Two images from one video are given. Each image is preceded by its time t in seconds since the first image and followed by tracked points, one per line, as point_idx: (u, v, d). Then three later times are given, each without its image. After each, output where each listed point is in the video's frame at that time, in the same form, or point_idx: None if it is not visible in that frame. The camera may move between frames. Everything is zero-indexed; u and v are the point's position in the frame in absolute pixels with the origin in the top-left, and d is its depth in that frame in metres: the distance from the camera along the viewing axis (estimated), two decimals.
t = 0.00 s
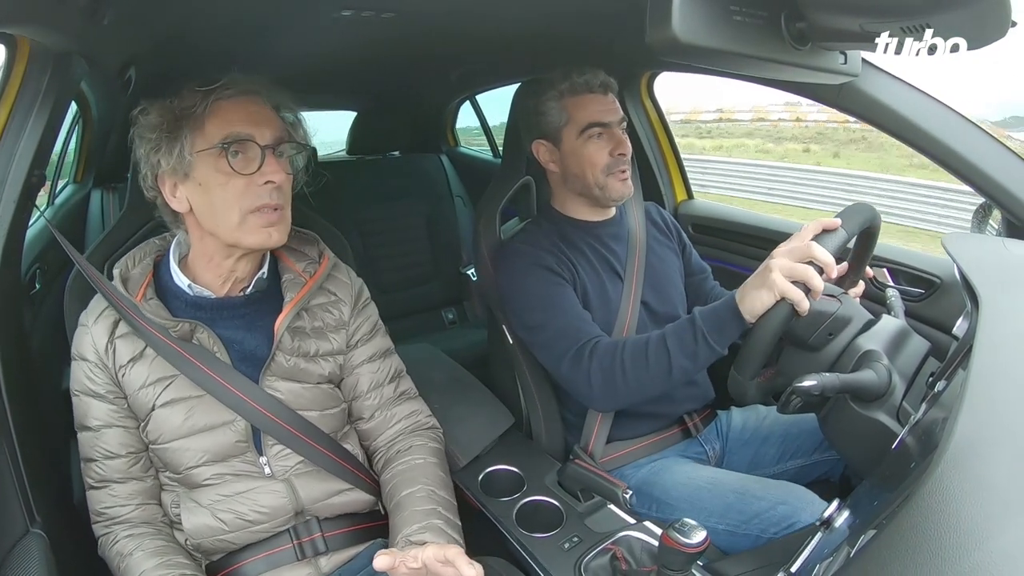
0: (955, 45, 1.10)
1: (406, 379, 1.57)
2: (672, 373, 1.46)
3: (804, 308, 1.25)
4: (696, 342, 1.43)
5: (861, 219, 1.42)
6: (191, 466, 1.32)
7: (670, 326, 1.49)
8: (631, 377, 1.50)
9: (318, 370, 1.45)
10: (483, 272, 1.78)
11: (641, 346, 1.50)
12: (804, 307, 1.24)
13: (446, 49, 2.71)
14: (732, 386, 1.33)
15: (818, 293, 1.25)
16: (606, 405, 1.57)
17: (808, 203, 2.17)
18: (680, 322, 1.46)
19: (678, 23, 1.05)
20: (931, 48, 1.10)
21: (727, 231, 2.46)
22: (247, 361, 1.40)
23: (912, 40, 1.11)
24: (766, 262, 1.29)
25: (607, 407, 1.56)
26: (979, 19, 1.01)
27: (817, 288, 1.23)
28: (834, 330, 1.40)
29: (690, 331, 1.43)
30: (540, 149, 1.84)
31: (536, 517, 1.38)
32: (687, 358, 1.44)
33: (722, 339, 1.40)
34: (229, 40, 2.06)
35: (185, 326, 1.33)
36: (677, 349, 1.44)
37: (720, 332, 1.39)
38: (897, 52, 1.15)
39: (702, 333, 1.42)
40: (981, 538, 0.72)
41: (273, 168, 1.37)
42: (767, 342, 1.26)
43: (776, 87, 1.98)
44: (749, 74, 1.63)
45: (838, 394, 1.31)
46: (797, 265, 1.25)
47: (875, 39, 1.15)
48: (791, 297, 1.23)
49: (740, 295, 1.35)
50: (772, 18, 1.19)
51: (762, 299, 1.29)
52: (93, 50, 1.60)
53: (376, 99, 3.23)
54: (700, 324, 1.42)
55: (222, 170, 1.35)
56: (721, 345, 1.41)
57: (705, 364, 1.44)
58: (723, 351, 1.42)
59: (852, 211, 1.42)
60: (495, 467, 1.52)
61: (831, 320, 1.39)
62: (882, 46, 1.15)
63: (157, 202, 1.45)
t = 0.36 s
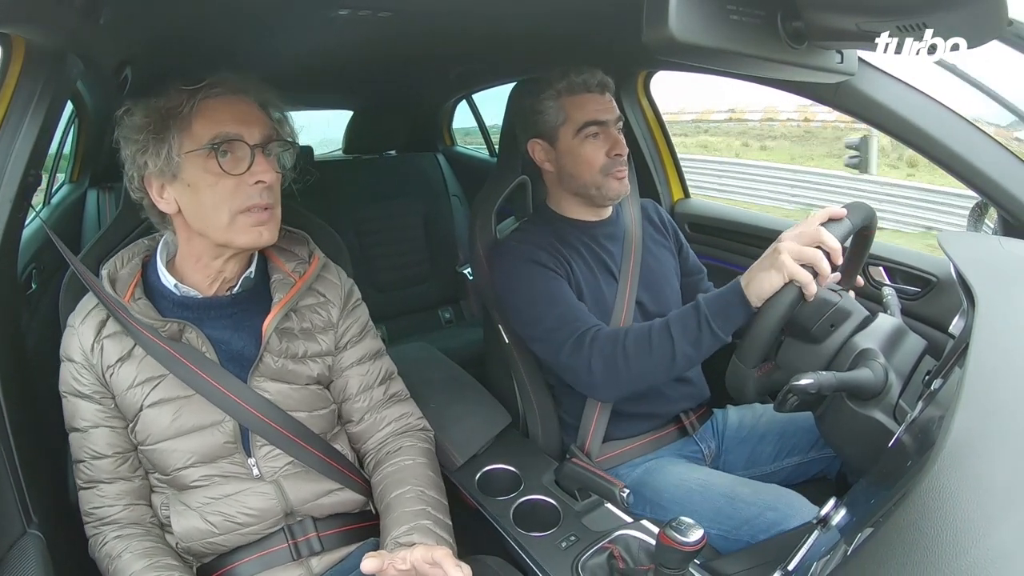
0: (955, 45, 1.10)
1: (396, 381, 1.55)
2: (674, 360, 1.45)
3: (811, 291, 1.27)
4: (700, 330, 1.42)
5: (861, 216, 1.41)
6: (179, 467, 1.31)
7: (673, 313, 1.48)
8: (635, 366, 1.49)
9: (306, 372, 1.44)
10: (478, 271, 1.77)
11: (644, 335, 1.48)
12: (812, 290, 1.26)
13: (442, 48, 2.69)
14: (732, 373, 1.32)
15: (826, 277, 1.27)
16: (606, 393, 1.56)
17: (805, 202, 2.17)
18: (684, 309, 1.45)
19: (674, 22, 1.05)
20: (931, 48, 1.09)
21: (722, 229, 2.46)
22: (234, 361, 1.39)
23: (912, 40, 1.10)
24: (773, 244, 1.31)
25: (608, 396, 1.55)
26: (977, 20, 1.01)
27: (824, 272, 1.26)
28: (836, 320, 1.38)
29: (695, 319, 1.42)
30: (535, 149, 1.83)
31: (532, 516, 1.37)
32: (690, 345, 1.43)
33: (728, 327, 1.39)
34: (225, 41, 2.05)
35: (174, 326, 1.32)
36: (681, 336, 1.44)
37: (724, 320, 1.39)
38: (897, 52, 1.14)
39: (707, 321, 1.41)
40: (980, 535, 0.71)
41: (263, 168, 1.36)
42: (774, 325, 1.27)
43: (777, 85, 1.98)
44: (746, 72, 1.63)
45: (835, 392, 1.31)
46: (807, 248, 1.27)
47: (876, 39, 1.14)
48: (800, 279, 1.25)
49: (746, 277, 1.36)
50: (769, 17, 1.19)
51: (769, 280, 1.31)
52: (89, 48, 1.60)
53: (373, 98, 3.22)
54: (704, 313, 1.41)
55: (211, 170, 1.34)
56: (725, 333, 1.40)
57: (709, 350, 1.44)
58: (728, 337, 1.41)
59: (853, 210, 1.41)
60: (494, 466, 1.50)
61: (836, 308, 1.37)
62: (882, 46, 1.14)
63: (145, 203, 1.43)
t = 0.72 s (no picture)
0: (956, 45, 1.09)
1: (381, 388, 1.52)
2: (674, 351, 1.44)
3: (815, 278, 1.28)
4: (700, 319, 1.42)
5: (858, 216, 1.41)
6: (155, 465, 1.30)
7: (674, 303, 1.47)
8: (633, 356, 1.48)
9: (285, 373, 1.42)
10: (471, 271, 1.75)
11: (644, 324, 1.47)
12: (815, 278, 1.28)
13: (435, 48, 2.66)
14: (732, 362, 1.29)
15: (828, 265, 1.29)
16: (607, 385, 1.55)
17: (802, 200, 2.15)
18: (685, 299, 1.44)
19: (669, 20, 1.04)
20: (931, 47, 1.09)
21: (720, 227, 2.44)
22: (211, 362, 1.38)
23: (912, 39, 1.09)
24: (776, 232, 1.32)
25: (608, 388, 1.54)
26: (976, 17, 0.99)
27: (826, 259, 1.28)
28: (835, 313, 1.36)
29: (696, 309, 1.42)
30: (530, 148, 1.81)
31: (528, 516, 1.36)
32: (690, 334, 1.42)
33: (730, 315, 1.39)
34: (218, 40, 2.02)
35: (157, 316, 1.32)
36: (681, 325, 1.43)
37: (726, 305, 1.39)
38: (898, 51, 1.13)
39: (707, 308, 1.41)
40: (975, 532, 0.70)
41: (253, 172, 1.34)
42: (779, 309, 1.25)
43: (777, 85, 1.92)
44: (743, 70, 1.61)
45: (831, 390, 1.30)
46: (811, 235, 1.28)
47: (876, 38, 1.13)
48: (805, 266, 1.26)
49: (751, 264, 1.36)
50: (764, 15, 1.17)
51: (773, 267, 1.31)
52: (82, 46, 1.58)
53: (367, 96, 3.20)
54: (705, 301, 1.40)
55: (200, 172, 1.32)
56: (726, 322, 1.40)
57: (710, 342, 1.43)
58: (729, 328, 1.41)
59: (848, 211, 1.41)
60: (488, 465, 1.50)
61: (836, 300, 1.35)
62: (882, 46, 1.13)
63: (128, 203, 1.41)
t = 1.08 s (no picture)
0: (956, 45, 1.07)
1: (381, 389, 1.52)
2: (699, 316, 1.41)
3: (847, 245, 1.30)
4: (727, 284, 1.39)
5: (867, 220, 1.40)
6: (155, 463, 1.30)
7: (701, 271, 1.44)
8: (656, 318, 1.44)
9: (287, 371, 1.42)
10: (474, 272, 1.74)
11: (669, 288, 1.44)
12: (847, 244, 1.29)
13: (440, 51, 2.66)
14: (758, 322, 1.24)
15: (860, 236, 1.32)
16: (624, 352, 1.50)
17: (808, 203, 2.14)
18: (714, 265, 1.41)
19: (675, 23, 1.03)
20: (930, 48, 1.08)
21: (725, 229, 2.43)
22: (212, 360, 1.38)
23: (913, 40, 1.09)
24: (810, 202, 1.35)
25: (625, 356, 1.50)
26: (984, 21, 0.98)
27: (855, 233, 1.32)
28: (853, 299, 1.35)
29: (724, 274, 1.39)
30: (535, 146, 1.79)
31: (531, 518, 1.35)
32: (716, 300, 1.39)
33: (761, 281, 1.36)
34: (223, 44, 2.03)
35: (160, 314, 1.33)
36: (708, 291, 1.40)
37: (756, 269, 1.36)
38: (897, 51, 1.13)
39: (736, 274, 1.38)
40: (978, 536, 0.70)
41: (257, 168, 1.34)
42: (808, 276, 1.25)
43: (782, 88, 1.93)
44: (749, 73, 1.62)
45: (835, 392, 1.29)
46: (845, 208, 1.33)
47: (876, 38, 1.13)
48: (842, 228, 1.28)
49: (782, 233, 1.36)
50: (769, 18, 1.17)
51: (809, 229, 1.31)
52: (89, 47, 1.59)
53: (372, 98, 3.20)
54: (735, 266, 1.38)
55: (204, 170, 1.32)
56: (754, 288, 1.37)
57: (735, 309, 1.40)
58: (755, 296, 1.38)
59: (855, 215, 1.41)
60: (493, 466, 1.49)
61: (856, 284, 1.34)
62: (882, 45, 1.13)
63: (133, 202, 1.42)
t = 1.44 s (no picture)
0: (955, 45, 1.07)
1: (362, 386, 1.52)
2: (686, 307, 1.41)
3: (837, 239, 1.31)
4: (715, 278, 1.40)
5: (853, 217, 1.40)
6: (137, 462, 1.29)
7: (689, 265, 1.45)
8: (644, 310, 1.45)
9: (267, 367, 1.42)
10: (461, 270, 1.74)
11: (656, 281, 1.45)
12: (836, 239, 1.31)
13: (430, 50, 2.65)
14: (749, 317, 1.25)
15: (848, 230, 1.32)
16: (613, 344, 1.50)
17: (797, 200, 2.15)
18: (701, 259, 1.42)
19: (663, 20, 1.04)
20: (930, 47, 1.07)
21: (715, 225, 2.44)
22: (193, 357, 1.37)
23: (912, 40, 1.09)
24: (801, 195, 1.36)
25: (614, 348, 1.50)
26: (972, 19, 0.99)
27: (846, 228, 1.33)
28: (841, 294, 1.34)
29: (711, 268, 1.40)
30: (520, 140, 1.79)
31: (521, 514, 1.35)
32: (704, 296, 1.40)
33: (748, 276, 1.37)
34: (210, 41, 2.01)
35: (141, 312, 1.32)
36: (696, 286, 1.40)
37: (744, 264, 1.37)
38: (898, 51, 1.12)
39: (723, 268, 1.39)
40: (964, 531, 0.70)
41: (227, 161, 1.33)
42: (798, 271, 1.25)
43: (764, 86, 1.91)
44: (740, 71, 1.61)
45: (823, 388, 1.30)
46: (836, 201, 1.34)
47: (877, 39, 1.13)
48: (830, 224, 1.30)
49: (769, 229, 1.37)
50: (759, 15, 1.17)
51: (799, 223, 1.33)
52: (75, 43, 1.58)
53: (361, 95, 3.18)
54: (722, 261, 1.39)
55: (174, 164, 1.31)
56: (741, 283, 1.38)
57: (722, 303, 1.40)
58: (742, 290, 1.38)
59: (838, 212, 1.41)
60: (483, 463, 1.49)
61: (845, 279, 1.33)
62: (882, 45, 1.13)
63: (105, 201, 1.40)
